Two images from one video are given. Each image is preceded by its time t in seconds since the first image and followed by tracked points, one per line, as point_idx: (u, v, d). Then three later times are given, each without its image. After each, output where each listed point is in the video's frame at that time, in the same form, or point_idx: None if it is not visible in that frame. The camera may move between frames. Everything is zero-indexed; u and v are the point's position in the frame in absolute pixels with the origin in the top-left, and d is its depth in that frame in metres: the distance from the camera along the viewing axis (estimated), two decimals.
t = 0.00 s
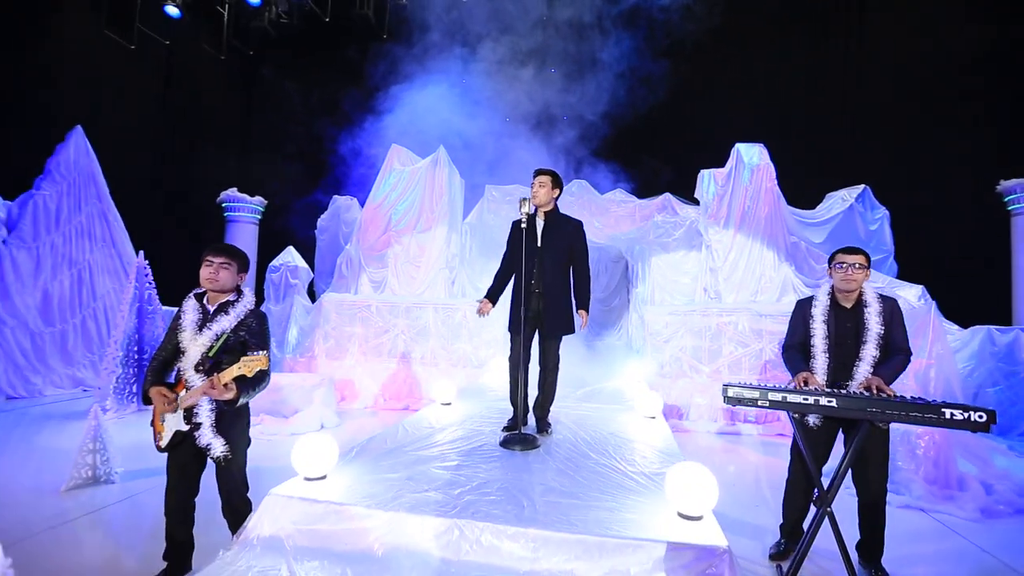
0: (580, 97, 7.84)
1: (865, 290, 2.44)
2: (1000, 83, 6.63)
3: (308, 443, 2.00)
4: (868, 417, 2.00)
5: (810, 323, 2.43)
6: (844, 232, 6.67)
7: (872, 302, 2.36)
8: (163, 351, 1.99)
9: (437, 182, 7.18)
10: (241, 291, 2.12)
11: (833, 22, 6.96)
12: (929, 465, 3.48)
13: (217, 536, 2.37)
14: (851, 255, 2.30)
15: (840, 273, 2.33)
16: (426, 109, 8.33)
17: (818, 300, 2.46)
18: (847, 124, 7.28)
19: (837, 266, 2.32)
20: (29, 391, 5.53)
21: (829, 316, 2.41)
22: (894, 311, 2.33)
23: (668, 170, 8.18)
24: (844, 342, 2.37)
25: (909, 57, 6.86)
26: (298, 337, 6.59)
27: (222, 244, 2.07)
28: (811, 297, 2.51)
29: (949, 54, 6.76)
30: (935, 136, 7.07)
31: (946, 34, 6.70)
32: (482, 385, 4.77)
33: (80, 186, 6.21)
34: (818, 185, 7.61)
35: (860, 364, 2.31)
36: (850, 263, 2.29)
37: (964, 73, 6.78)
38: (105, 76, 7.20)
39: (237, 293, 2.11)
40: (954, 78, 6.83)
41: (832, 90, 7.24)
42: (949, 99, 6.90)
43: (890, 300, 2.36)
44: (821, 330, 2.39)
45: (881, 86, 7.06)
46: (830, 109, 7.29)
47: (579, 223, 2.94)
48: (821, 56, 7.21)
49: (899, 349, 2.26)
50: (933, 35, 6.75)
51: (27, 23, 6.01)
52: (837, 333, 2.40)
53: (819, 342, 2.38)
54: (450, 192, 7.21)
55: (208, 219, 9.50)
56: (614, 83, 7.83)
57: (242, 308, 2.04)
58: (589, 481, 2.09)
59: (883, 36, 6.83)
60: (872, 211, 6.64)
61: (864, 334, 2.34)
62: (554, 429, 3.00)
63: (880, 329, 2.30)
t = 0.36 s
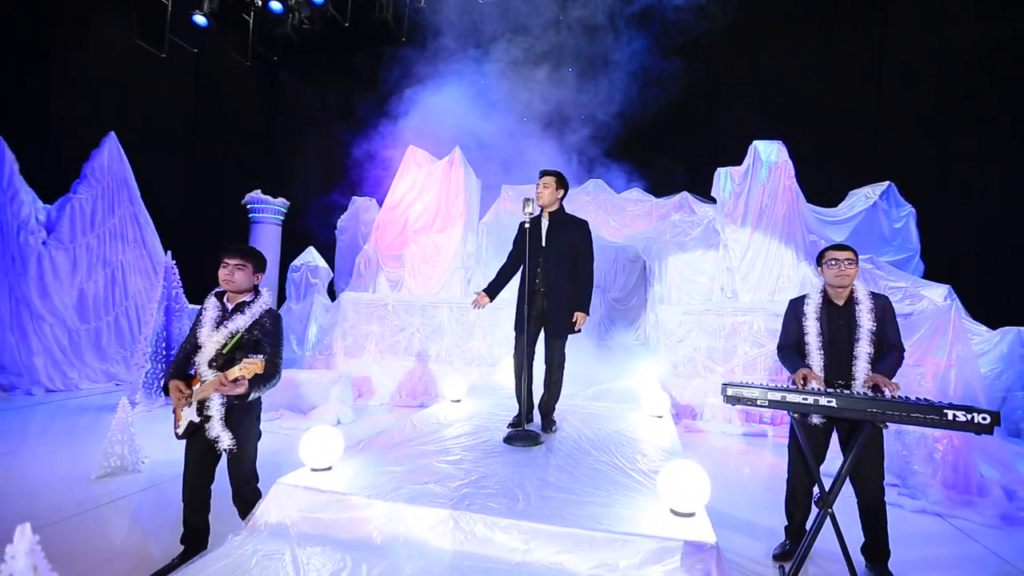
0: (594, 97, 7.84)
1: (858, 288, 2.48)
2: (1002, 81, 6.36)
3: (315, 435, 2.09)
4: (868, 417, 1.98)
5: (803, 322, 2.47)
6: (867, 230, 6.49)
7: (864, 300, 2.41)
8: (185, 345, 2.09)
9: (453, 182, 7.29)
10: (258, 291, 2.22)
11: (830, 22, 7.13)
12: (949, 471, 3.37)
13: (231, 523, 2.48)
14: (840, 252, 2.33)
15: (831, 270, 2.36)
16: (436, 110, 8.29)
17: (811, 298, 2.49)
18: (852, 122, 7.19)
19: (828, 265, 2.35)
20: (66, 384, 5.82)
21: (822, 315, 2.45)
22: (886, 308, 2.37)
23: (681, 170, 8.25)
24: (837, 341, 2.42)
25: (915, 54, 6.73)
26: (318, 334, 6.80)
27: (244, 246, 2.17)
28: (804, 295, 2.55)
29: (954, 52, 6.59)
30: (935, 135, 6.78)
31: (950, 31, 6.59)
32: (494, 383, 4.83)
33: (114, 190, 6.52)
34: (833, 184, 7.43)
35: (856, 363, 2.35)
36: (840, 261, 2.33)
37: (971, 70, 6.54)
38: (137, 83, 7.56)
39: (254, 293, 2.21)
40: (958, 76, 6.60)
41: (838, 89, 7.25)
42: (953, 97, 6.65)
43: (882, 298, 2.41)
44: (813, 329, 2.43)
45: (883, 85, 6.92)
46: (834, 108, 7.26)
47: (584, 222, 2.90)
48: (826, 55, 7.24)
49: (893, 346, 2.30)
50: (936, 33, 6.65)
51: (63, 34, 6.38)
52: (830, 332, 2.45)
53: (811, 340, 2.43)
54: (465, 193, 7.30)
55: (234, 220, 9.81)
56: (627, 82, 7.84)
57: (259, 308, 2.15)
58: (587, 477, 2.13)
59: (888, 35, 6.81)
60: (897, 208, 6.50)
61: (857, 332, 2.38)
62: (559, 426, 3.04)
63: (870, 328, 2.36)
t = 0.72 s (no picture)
0: (604, 95, 7.76)
1: (840, 284, 2.55)
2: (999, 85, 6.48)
3: (316, 426, 2.17)
4: (860, 413, 1.97)
5: (788, 319, 2.55)
6: (885, 225, 6.34)
7: (845, 295, 2.47)
8: (191, 339, 2.19)
9: (464, 180, 7.38)
10: (262, 288, 2.31)
11: (830, 24, 7.25)
12: (960, 470, 3.30)
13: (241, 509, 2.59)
14: (816, 250, 2.42)
15: (809, 267, 2.43)
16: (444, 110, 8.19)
17: (793, 297, 2.58)
18: (850, 121, 7.64)
19: (804, 263, 2.42)
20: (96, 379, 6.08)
21: (805, 312, 2.53)
22: (867, 302, 2.44)
23: (690, 170, 8.75)
24: (822, 336, 2.50)
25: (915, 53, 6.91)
26: (332, 330, 6.96)
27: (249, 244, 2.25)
28: (787, 293, 2.64)
29: (955, 51, 6.66)
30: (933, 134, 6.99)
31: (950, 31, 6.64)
32: (501, 377, 4.90)
33: (138, 192, 6.77)
34: (844, 179, 7.82)
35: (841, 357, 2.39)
36: (817, 257, 2.40)
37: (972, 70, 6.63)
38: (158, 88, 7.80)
39: (258, 289, 2.30)
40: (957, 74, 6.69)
41: (842, 86, 7.55)
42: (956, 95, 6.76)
43: (863, 292, 2.47)
44: (797, 325, 2.50)
45: (883, 83, 7.27)
46: (836, 104, 7.62)
47: (584, 218, 2.92)
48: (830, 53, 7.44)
49: (876, 342, 2.36)
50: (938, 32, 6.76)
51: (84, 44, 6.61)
52: (815, 328, 2.52)
53: (798, 337, 2.49)
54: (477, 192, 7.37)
55: (253, 219, 10.06)
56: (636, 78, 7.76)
57: (263, 304, 2.24)
58: (580, 470, 2.17)
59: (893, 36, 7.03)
60: (917, 202, 6.33)
61: (840, 327, 2.44)
62: (560, 421, 3.08)
63: (852, 323, 2.42)
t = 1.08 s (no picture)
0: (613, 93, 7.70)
1: (823, 281, 2.62)
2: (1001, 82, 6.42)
3: (317, 419, 2.26)
4: (852, 411, 1.96)
5: (776, 319, 2.65)
6: (903, 221, 6.20)
7: (829, 293, 2.56)
8: (190, 336, 2.35)
9: (475, 179, 7.45)
10: (255, 285, 2.45)
11: (830, 24, 6.99)
12: (971, 471, 3.23)
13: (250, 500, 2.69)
14: (797, 255, 2.45)
15: (791, 271, 2.50)
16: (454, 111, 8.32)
17: (779, 296, 2.68)
18: (853, 120, 7.66)
19: (787, 268, 2.47)
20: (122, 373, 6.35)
21: (791, 311, 2.62)
22: (852, 297, 2.52)
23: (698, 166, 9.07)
24: (809, 334, 2.57)
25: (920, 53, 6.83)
26: (346, 327, 7.11)
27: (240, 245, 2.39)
28: (774, 293, 2.72)
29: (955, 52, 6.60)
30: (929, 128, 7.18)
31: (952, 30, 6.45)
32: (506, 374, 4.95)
33: (160, 194, 7.02)
34: (855, 174, 7.84)
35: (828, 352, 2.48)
36: (799, 263, 2.45)
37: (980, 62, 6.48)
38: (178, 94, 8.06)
39: (251, 286, 2.44)
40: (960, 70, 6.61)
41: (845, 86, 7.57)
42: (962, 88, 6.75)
43: (845, 287, 2.55)
44: (784, 324, 2.61)
45: (885, 83, 7.24)
46: (838, 108, 7.72)
47: (582, 216, 2.92)
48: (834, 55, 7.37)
49: (866, 336, 2.43)
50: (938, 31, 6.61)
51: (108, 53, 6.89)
52: (802, 325, 2.60)
53: (787, 336, 2.59)
54: (487, 191, 7.43)
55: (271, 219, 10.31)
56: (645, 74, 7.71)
57: (256, 301, 2.39)
58: (571, 465, 2.21)
59: (898, 35, 6.78)
60: (937, 197, 6.16)
61: (825, 324, 2.52)
62: (560, 417, 3.11)
63: (837, 319, 2.51)
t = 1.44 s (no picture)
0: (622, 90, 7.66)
1: (821, 279, 2.60)
2: (1001, 82, 6.68)
3: (319, 411, 2.34)
4: (842, 409, 1.95)
5: (773, 318, 2.64)
6: (922, 217, 6.04)
7: (826, 292, 2.53)
8: (194, 331, 2.49)
9: (486, 177, 7.50)
10: (253, 281, 2.58)
11: (836, 21, 6.90)
12: (979, 471, 3.17)
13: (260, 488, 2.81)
14: (793, 266, 2.42)
15: (788, 279, 2.48)
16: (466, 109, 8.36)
17: (776, 295, 2.66)
18: (853, 120, 7.58)
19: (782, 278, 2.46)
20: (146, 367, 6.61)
21: (789, 310, 2.60)
22: (851, 293, 2.52)
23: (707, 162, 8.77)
24: (806, 333, 2.56)
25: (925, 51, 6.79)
26: (360, 323, 7.26)
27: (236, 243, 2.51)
28: (771, 292, 2.71)
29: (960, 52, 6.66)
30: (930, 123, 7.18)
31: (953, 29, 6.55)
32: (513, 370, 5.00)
33: (182, 194, 7.26)
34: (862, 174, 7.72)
35: (825, 349, 2.47)
36: (797, 271, 2.44)
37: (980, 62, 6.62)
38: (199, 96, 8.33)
39: (248, 281, 2.57)
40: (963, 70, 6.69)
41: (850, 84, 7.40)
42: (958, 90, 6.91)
43: (843, 286, 2.54)
44: (781, 324, 2.60)
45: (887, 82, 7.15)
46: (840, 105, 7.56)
47: (581, 214, 2.94)
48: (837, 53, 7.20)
49: (866, 334, 2.45)
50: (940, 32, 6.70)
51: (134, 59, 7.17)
52: (799, 324, 2.59)
53: (783, 335, 2.58)
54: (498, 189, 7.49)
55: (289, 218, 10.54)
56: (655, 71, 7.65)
57: (254, 295, 2.51)
58: (563, 459, 2.26)
59: (904, 31, 6.69)
60: (958, 192, 5.99)
61: (821, 322, 2.51)
62: (559, 413, 3.16)
63: (834, 317, 2.49)
